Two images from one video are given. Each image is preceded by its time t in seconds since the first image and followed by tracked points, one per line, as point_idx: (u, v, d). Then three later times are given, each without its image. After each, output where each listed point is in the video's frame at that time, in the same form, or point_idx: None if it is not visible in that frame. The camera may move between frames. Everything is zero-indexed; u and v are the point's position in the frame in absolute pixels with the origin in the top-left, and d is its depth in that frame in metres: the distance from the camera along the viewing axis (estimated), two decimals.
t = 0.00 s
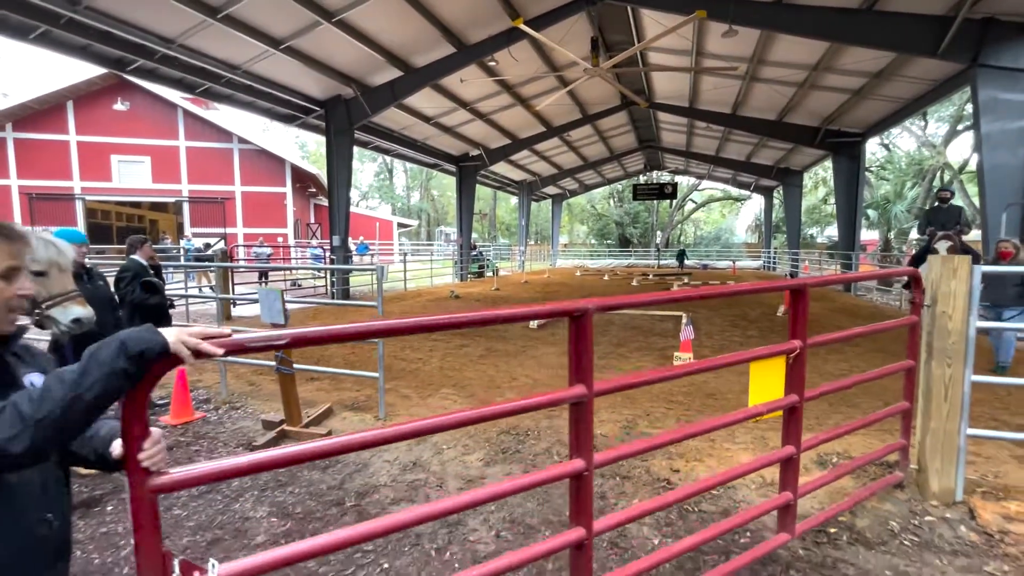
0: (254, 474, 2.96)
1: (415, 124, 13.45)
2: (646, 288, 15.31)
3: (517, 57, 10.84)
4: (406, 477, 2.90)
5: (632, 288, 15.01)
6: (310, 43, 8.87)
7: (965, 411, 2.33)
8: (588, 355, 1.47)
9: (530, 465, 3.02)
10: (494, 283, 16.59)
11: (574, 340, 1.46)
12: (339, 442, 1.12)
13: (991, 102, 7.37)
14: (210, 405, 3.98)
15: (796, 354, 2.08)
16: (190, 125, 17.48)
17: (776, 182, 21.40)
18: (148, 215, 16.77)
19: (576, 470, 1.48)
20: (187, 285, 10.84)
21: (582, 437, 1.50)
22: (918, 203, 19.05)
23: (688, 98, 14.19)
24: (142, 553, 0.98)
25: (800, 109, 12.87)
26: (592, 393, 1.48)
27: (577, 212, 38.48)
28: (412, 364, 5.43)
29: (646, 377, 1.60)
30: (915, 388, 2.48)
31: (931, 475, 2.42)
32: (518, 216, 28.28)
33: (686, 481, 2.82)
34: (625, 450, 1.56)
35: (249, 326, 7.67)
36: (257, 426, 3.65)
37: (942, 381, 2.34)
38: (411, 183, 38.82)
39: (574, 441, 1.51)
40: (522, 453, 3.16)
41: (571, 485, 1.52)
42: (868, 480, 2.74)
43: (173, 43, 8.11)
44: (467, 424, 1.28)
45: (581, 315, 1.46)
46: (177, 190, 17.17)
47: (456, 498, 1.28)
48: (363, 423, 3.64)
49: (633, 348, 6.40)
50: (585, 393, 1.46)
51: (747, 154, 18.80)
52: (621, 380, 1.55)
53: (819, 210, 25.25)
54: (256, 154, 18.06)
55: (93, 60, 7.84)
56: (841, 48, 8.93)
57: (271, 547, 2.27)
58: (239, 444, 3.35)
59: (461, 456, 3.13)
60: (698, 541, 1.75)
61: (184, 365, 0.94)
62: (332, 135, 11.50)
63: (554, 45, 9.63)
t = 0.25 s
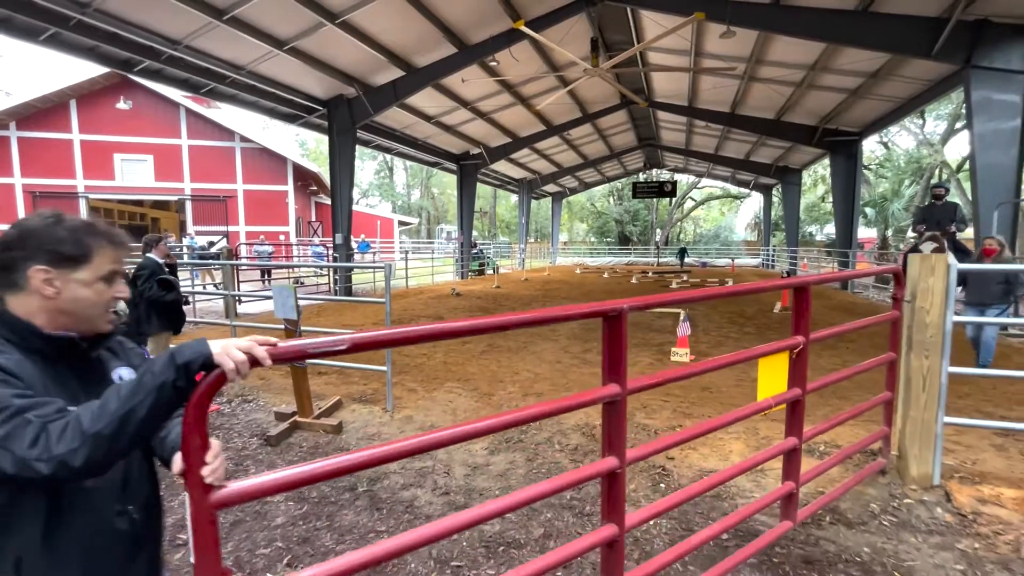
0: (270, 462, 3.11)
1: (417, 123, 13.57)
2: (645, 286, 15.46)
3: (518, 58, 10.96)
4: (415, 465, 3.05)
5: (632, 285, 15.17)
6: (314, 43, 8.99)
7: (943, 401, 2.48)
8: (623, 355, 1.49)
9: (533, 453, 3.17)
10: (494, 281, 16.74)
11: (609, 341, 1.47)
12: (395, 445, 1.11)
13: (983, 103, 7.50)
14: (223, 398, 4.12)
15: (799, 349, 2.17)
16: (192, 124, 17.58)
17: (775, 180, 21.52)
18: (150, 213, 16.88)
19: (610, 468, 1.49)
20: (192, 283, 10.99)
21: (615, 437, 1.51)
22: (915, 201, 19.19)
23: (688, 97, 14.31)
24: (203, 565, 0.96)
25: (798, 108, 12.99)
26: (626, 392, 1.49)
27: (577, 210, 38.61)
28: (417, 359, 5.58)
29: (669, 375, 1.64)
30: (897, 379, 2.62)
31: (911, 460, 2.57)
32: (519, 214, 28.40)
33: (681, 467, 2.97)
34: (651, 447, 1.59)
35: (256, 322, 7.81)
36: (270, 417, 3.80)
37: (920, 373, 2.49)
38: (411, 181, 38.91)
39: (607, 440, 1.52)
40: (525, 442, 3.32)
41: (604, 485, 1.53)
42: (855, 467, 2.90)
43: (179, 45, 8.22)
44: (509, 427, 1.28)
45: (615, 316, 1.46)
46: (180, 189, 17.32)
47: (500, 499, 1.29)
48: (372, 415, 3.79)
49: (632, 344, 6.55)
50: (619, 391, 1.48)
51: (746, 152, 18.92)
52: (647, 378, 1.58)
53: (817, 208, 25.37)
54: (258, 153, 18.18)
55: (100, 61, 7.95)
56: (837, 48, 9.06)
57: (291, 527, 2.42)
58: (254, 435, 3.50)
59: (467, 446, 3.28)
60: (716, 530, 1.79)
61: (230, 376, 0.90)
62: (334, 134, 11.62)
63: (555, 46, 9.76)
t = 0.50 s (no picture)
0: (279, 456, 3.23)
1: (415, 123, 13.65)
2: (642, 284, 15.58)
3: (516, 59, 11.07)
4: (420, 459, 3.16)
5: (629, 284, 15.28)
6: (314, 45, 9.06)
7: (923, 395, 2.62)
8: (655, 361, 1.49)
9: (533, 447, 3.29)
10: (492, 280, 16.82)
11: (644, 346, 1.47)
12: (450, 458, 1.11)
13: (973, 106, 7.65)
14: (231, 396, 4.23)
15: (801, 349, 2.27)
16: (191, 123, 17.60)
17: (771, 179, 21.67)
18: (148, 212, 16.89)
19: (640, 473, 1.50)
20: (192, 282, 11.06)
21: (645, 443, 1.51)
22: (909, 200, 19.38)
23: (684, 97, 14.42)
24: None
25: (793, 109, 13.13)
26: (656, 398, 1.50)
27: (574, 208, 38.71)
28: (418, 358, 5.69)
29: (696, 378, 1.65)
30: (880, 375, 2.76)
31: (892, 452, 2.72)
32: (516, 213, 28.47)
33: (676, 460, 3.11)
34: (675, 451, 1.62)
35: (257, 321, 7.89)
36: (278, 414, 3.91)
37: (902, 368, 2.62)
38: (409, 179, 38.92)
39: (637, 444, 1.52)
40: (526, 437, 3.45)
41: (633, 489, 1.53)
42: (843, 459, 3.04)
43: (181, 46, 8.29)
44: (551, 437, 1.26)
45: (648, 321, 1.46)
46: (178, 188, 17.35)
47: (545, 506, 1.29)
48: (377, 412, 3.90)
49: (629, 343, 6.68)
50: (651, 397, 1.49)
51: (743, 151, 19.06)
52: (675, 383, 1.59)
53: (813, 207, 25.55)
54: (257, 152, 18.22)
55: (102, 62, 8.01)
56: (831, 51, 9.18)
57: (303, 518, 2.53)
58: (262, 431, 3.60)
59: (469, 440, 3.40)
60: (729, 528, 1.84)
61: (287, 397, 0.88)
62: (334, 134, 11.69)
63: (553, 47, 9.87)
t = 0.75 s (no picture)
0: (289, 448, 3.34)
1: (412, 122, 13.72)
2: (637, 283, 15.77)
3: (512, 59, 11.18)
4: (426, 449, 3.29)
5: (623, 283, 15.44)
6: (312, 45, 9.12)
7: (905, 387, 2.78)
8: (699, 363, 1.51)
9: (535, 438, 3.43)
10: (489, 278, 16.93)
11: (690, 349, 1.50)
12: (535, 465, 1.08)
13: (959, 108, 7.83)
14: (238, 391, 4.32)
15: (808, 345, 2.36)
16: (186, 122, 17.56)
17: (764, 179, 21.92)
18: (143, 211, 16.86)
19: (685, 472, 1.49)
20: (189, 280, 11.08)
21: (688, 441, 1.51)
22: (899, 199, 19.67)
23: (678, 97, 14.58)
24: None
25: (785, 109, 13.32)
26: (700, 396, 1.52)
27: (569, 207, 38.87)
28: (420, 355, 5.82)
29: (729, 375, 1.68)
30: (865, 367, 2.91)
31: (877, 440, 2.87)
32: (511, 212, 28.56)
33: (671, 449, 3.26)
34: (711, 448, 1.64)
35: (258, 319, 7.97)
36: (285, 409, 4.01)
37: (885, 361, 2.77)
38: (403, 178, 38.93)
39: (680, 445, 1.52)
40: (528, 428, 3.59)
41: (678, 488, 1.52)
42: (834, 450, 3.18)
43: (179, 46, 8.34)
44: (618, 441, 1.23)
45: (694, 320, 1.48)
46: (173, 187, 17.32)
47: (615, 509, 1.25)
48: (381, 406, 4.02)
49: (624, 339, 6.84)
50: (696, 397, 1.50)
51: (736, 151, 19.26)
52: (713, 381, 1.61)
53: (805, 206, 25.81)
54: (252, 151, 18.23)
55: (101, 62, 8.04)
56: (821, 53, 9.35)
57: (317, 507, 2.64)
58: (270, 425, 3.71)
59: (473, 432, 3.52)
60: (752, 521, 1.89)
61: (389, 417, 0.82)
62: (332, 133, 11.75)
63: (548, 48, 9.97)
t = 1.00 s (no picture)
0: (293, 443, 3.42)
1: (406, 121, 13.75)
2: (630, 281, 15.92)
3: (507, 60, 11.27)
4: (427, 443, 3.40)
5: (616, 281, 15.61)
6: (307, 45, 9.15)
7: (885, 379, 2.92)
8: (731, 359, 1.52)
9: (532, 431, 3.54)
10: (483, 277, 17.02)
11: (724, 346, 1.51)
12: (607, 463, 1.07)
13: (943, 110, 8.03)
14: (241, 388, 4.39)
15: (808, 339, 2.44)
16: (178, 120, 17.46)
17: (755, 178, 22.19)
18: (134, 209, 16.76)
19: (719, 469, 1.51)
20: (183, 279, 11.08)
21: (719, 439, 1.52)
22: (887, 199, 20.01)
23: (670, 98, 14.73)
24: None
25: (775, 110, 13.51)
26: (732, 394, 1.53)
27: (562, 206, 39.05)
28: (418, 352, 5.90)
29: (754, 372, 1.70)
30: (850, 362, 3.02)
31: (860, 432, 3.01)
32: (505, 211, 28.67)
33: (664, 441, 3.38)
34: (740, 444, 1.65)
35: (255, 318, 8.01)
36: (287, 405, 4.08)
37: (868, 355, 2.91)
38: (396, 177, 38.88)
39: (712, 442, 1.53)
40: (526, 421, 3.70)
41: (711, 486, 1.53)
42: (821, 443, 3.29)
43: (175, 45, 8.34)
44: (674, 439, 1.21)
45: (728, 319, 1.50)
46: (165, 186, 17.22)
47: (669, 504, 1.25)
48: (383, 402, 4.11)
49: (618, 336, 6.97)
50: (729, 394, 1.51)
51: (727, 151, 19.47)
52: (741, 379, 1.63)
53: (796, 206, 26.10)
54: (245, 149, 18.17)
55: (96, 61, 8.02)
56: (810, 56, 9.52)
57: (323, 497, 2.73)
58: (273, 421, 3.78)
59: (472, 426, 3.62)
60: (768, 513, 1.93)
61: (487, 427, 0.80)
62: (327, 132, 11.78)
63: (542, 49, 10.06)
